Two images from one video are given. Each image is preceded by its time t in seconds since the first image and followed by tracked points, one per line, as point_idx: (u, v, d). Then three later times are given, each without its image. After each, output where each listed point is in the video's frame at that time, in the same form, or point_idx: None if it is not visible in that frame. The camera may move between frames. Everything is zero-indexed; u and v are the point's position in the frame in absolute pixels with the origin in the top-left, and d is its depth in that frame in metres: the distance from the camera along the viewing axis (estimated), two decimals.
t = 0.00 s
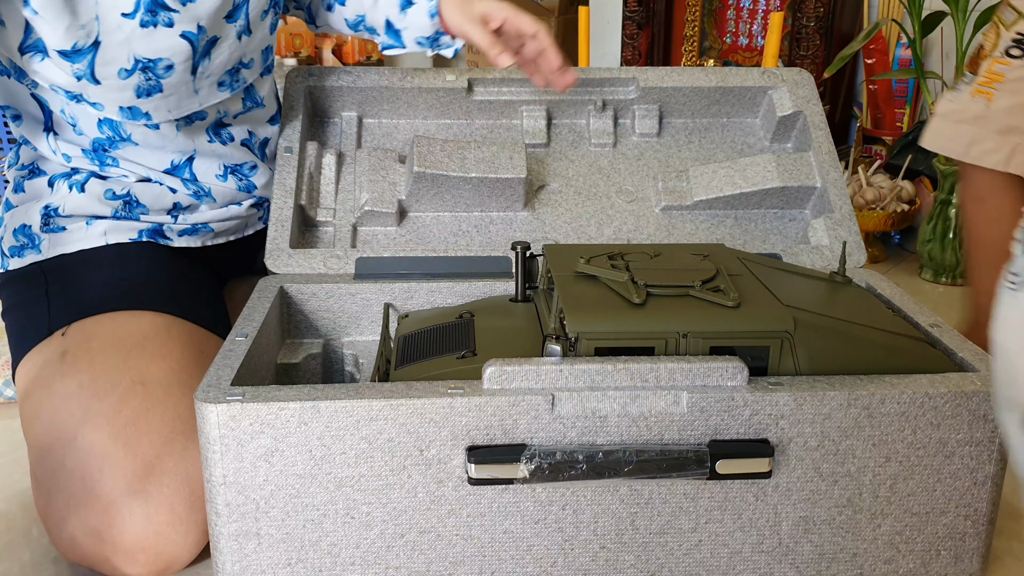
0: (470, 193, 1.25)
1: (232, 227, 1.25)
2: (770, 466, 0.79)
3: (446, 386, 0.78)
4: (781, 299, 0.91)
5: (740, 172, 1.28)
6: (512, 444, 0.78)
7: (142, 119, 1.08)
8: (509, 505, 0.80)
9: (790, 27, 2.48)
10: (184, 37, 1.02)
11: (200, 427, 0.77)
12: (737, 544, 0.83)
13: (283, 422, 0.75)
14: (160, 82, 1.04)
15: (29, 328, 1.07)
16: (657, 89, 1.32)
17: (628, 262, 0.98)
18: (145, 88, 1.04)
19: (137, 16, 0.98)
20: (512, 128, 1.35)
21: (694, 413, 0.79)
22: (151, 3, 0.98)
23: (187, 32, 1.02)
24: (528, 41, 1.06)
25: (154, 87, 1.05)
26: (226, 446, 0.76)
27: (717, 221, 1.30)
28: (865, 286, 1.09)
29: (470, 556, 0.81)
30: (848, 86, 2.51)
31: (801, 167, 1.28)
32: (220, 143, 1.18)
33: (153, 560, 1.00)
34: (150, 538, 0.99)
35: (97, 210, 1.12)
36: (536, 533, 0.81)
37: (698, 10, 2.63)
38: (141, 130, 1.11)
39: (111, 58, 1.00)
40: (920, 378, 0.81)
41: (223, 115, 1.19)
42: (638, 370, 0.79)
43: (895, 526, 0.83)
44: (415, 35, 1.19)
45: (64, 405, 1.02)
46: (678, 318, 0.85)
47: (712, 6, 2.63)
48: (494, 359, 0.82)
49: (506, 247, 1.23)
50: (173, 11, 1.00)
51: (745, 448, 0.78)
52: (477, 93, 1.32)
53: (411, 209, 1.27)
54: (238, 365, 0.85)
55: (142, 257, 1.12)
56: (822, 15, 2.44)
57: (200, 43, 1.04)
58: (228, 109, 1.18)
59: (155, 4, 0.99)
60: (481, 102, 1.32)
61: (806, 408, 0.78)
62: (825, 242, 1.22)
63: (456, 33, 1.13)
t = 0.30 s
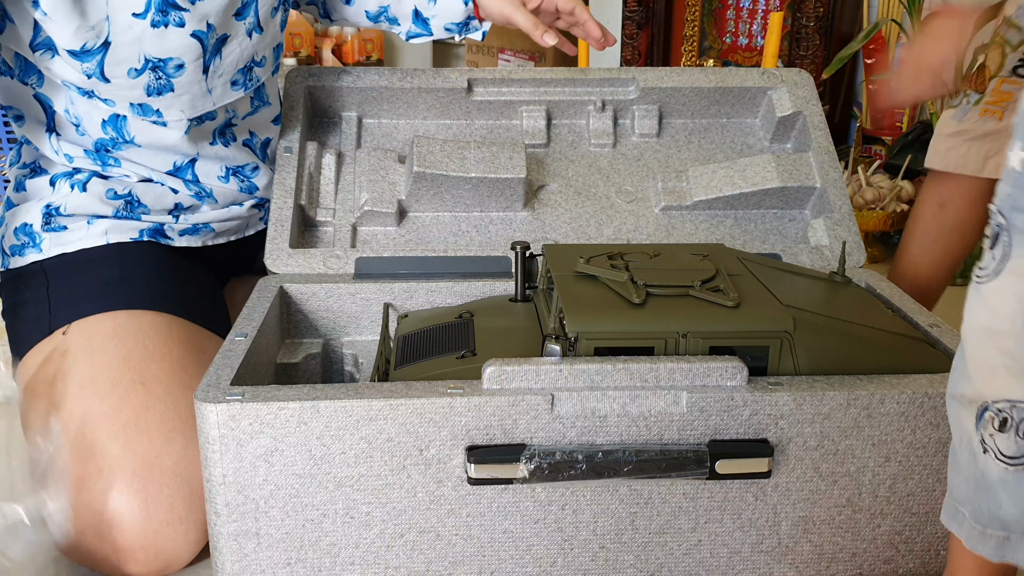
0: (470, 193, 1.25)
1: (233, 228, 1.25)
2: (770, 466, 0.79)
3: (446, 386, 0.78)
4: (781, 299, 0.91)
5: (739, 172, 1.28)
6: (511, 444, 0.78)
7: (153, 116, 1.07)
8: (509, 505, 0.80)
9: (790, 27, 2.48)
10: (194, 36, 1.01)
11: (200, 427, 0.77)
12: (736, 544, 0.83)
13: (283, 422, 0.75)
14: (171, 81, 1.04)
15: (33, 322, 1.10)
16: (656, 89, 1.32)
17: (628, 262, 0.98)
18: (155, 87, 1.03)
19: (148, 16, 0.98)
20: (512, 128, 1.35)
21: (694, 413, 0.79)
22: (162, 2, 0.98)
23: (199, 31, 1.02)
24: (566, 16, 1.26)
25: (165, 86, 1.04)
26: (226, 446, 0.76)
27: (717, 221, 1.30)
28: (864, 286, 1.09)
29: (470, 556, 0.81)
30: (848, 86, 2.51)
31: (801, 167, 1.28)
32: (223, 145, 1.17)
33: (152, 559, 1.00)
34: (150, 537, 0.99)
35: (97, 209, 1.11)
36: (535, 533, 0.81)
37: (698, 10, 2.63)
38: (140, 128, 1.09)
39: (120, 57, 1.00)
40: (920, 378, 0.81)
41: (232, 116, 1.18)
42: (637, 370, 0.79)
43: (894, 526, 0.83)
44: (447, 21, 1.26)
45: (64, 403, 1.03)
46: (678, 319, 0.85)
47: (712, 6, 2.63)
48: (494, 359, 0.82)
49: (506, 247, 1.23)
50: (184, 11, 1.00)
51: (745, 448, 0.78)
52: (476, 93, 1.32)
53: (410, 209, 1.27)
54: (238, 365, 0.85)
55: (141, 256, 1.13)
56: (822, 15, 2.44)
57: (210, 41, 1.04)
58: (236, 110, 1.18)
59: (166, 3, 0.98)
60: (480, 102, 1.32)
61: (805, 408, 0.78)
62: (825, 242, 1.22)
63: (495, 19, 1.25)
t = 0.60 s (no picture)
0: (469, 193, 1.25)
1: (233, 228, 1.26)
2: (769, 466, 0.79)
3: (445, 386, 0.78)
4: (781, 298, 0.91)
5: (739, 172, 1.28)
6: (510, 444, 0.78)
7: (160, 117, 1.06)
8: (508, 506, 0.80)
9: (790, 27, 2.49)
10: (204, 37, 1.00)
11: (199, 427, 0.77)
12: (735, 543, 0.83)
13: (283, 422, 0.75)
14: (180, 82, 1.03)
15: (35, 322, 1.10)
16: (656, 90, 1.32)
17: (628, 262, 0.98)
18: (164, 88, 1.03)
19: (159, 17, 0.97)
20: (511, 129, 1.35)
21: (693, 413, 0.79)
22: (174, 4, 0.97)
23: (209, 32, 1.00)
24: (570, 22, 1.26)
25: (174, 87, 1.03)
26: (225, 446, 0.76)
27: (716, 221, 1.30)
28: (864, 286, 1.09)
29: (469, 556, 0.81)
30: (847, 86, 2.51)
31: (800, 168, 1.28)
32: (224, 146, 1.17)
33: (151, 560, 1.00)
34: (149, 538, 1.00)
35: (98, 210, 1.12)
36: (535, 534, 0.81)
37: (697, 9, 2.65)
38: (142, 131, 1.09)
39: (132, 58, 0.99)
40: (919, 377, 0.81)
41: (232, 116, 1.18)
42: (637, 370, 0.79)
43: (894, 525, 0.83)
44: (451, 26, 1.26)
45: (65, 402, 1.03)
46: (677, 319, 0.85)
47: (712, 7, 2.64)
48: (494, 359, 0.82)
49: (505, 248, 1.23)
50: (195, 12, 0.99)
51: (745, 448, 0.78)
52: (476, 93, 1.32)
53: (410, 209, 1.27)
54: (238, 365, 0.85)
55: (142, 256, 1.13)
56: (822, 15, 2.45)
57: (220, 43, 1.03)
58: (237, 111, 1.18)
59: (177, 5, 0.97)
60: (480, 102, 1.32)
61: (805, 408, 0.78)
62: (825, 242, 1.22)
63: (500, 24, 1.25)
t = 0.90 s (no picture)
0: (470, 192, 1.25)
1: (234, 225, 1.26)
2: (769, 467, 0.79)
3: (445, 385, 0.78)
4: (780, 298, 0.91)
5: (739, 171, 1.28)
6: (510, 444, 0.78)
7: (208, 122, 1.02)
8: (508, 505, 0.80)
9: (789, 26, 2.50)
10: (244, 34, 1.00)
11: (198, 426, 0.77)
12: (735, 544, 0.83)
13: (283, 421, 0.75)
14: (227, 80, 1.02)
15: (35, 321, 1.09)
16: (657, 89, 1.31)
17: (627, 262, 0.98)
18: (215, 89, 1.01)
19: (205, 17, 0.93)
20: (511, 128, 1.35)
21: (693, 413, 0.79)
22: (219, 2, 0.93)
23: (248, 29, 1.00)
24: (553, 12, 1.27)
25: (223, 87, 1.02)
26: (225, 445, 0.76)
27: (716, 221, 1.30)
28: (864, 285, 1.09)
29: (469, 555, 0.81)
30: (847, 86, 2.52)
31: (800, 167, 1.28)
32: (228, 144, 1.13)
33: (151, 561, 1.00)
34: (150, 538, 0.99)
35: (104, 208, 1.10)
36: (534, 533, 0.81)
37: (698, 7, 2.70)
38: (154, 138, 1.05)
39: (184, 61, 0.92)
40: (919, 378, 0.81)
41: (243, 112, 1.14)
42: (636, 370, 0.79)
43: (893, 526, 0.83)
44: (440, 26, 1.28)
45: (66, 403, 1.03)
46: (677, 319, 0.85)
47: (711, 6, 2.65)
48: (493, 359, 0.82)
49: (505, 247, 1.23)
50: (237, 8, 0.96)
51: (744, 448, 0.78)
52: (476, 92, 1.32)
53: (410, 208, 1.27)
54: (237, 364, 0.85)
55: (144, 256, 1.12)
56: (822, 15, 2.46)
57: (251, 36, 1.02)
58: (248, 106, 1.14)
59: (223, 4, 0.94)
60: (479, 101, 1.32)
61: (804, 408, 0.78)
62: (825, 241, 1.22)
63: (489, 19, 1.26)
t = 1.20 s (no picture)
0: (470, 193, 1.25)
1: (234, 226, 1.27)
2: (768, 466, 0.79)
3: (444, 385, 0.79)
4: (780, 298, 0.91)
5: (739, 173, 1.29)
6: (509, 444, 0.78)
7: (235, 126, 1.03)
8: (507, 505, 0.80)
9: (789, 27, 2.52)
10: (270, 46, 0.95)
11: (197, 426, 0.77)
12: (734, 544, 0.83)
13: (282, 421, 0.75)
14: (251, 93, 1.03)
15: (36, 319, 1.09)
16: (655, 90, 1.32)
17: (627, 262, 0.98)
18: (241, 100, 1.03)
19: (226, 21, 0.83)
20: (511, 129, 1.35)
21: (692, 413, 0.79)
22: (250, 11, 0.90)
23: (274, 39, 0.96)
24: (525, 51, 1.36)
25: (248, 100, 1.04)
26: (224, 445, 0.76)
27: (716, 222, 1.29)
28: (863, 285, 1.09)
29: (469, 555, 0.81)
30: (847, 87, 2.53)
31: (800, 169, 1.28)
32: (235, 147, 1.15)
33: (150, 560, 1.00)
34: (150, 538, 0.99)
35: (104, 208, 1.10)
36: (534, 533, 0.81)
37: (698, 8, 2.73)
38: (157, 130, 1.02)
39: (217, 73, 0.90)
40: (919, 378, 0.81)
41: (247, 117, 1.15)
42: (635, 370, 0.79)
43: (892, 526, 0.83)
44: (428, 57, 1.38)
45: (66, 403, 1.03)
46: (676, 319, 0.85)
47: (711, 6, 2.67)
48: (492, 359, 0.82)
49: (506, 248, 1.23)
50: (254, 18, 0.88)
51: (744, 448, 0.78)
52: (475, 93, 1.32)
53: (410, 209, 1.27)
54: (237, 365, 0.85)
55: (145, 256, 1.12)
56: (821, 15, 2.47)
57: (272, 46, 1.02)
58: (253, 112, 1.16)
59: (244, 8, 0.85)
60: (479, 102, 1.32)
61: (804, 408, 0.78)
62: (825, 242, 1.23)
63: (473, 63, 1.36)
